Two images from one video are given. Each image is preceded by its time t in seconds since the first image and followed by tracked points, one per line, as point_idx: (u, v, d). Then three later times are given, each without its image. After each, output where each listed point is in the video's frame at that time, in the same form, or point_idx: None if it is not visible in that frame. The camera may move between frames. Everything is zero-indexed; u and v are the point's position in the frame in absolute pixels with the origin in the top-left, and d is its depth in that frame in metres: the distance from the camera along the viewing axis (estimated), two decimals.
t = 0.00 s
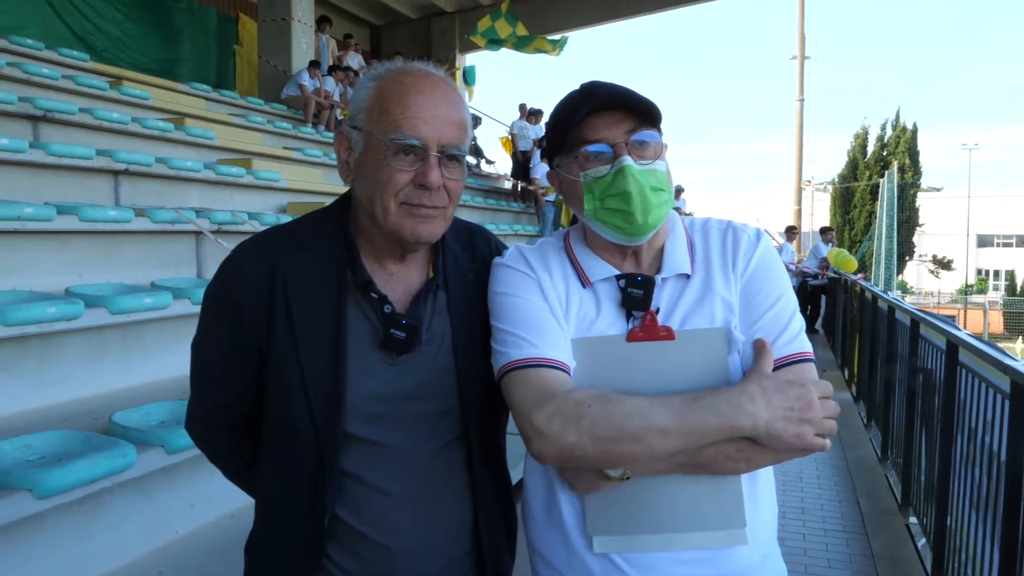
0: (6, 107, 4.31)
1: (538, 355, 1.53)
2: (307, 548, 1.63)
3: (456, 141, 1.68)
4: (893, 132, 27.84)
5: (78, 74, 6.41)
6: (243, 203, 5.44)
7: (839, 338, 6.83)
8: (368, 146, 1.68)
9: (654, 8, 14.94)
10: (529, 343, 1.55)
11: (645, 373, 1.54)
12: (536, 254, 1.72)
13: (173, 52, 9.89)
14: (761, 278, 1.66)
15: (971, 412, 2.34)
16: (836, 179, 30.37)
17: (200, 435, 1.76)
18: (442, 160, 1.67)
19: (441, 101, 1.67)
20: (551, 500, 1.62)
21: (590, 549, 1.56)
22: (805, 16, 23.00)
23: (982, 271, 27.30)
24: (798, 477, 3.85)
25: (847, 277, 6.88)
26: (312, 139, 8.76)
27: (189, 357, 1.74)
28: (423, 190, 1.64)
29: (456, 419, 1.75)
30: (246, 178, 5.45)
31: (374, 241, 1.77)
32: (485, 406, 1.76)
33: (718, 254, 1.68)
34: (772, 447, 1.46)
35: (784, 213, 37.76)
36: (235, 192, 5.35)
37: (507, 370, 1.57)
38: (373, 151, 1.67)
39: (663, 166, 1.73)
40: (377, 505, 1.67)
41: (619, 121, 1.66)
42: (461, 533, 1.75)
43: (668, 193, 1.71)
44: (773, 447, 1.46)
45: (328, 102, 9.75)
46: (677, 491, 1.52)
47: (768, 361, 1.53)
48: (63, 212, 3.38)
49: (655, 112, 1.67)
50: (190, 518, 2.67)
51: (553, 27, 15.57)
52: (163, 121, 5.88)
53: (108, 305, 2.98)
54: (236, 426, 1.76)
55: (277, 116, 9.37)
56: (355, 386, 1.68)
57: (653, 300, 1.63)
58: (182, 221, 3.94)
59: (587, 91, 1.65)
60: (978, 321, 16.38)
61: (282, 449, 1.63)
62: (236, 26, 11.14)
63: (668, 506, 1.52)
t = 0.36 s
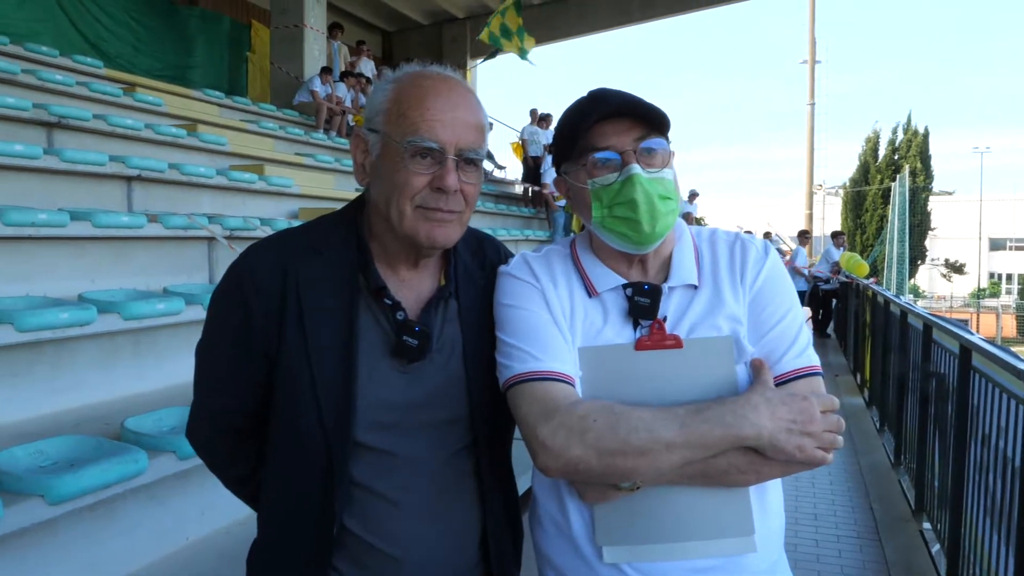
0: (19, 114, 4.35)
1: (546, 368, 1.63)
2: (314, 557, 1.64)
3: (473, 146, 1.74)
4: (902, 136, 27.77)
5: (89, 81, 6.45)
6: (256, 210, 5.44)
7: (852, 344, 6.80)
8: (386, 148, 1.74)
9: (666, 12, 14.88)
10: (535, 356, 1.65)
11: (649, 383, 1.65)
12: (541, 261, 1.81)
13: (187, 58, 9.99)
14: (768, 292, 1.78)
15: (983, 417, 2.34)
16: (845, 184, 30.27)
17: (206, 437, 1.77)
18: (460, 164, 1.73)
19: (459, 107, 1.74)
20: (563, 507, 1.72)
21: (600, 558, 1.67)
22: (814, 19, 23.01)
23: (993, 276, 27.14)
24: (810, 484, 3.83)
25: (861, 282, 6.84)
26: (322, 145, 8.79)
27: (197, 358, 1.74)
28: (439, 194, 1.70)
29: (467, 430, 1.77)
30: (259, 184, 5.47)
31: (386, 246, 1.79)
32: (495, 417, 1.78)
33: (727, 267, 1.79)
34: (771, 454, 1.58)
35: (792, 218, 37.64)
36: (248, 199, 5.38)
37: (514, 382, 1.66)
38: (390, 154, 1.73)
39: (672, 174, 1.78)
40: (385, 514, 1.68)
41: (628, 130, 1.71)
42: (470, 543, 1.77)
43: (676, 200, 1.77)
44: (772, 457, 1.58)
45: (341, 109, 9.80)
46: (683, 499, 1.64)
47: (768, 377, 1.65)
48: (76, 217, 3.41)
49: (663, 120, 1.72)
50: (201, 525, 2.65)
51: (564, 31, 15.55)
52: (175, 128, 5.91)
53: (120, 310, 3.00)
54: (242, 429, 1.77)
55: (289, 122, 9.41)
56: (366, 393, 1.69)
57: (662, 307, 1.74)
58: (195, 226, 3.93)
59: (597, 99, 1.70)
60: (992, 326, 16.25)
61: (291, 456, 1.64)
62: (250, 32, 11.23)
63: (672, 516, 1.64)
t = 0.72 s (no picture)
0: (25, 120, 4.36)
1: (547, 377, 1.64)
2: (326, 560, 1.65)
3: (479, 141, 1.75)
4: (907, 138, 27.68)
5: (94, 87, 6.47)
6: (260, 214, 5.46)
7: (856, 349, 6.77)
8: (393, 144, 1.75)
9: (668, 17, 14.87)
10: (537, 364, 1.66)
11: (652, 391, 1.66)
12: (543, 270, 1.82)
13: (186, 65, 10.01)
14: (770, 298, 1.79)
15: (988, 421, 2.33)
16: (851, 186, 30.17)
17: (211, 439, 1.76)
18: (466, 158, 1.74)
19: (465, 102, 1.75)
20: (566, 512, 1.73)
21: (603, 564, 1.67)
22: (818, 21, 22.96)
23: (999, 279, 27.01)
24: (814, 489, 3.81)
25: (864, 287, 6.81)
26: (327, 150, 8.82)
27: (201, 361, 1.73)
28: (446, 187, 1.71)
29: (474, 432, 1.80)
30: (262, 190, 5.50)
31: (396, 244, 1.80)
32: (502, 420, 1.81)
33: (729, 274, 1.80)
34: (774, 461, 1.57)
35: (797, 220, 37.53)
36: (251, 204, 5.38)
37: (516, 392, 1.68)
38: (397, 149, 1.74)
39: (674, 182, 1.81)
40: (395, 516, 1.71)
41: (630, 136, 1.74)
42: (478, 544, 1.80)
43: (677, 209, 1.79)
44: (774, 463, 1.58)
45: (343, 114, 9.82)
46: (687, 505, 1.64)
47: (771, 385, 1.66)
48: (81, 224, 3.43)
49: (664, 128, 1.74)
50: (208, 526, 2.68)
51: (567, 37, 15.56)
52: (180, 134, 5.94)
53: (126, 316, 3.02)
54: (246, 433, 1.76)
55: (292, 127, 9.42)
56: (376, 394, 1.71)
57: (662, 315, 1.75)
58: (199, 232, 3.99)
59: (600, 105, 1.71)
60: (996, 331, 16.19)
61: (301, 458, 1.65)
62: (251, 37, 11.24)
63: (676, 522, 1.64)
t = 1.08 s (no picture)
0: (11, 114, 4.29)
1: (543, 381, 1.61)
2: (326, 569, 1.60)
3: (481, 137, 1.71)
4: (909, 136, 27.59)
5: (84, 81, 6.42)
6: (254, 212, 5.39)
7: (866, 350, 6.70)
8: (393, 140, 1.71)
9: (670, 11, 14.75)
10: (537, 369, 1.62)
11: (654, 394, 1.61)
12: (543, 272, 1.78)
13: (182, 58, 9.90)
14: (777, 296, 1.74)
15: (1001, 424, 2.29)
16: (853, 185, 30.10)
17: (209, 442, 1.71)
18: (466, 154, 1.69)
19: (466, 97, 1.70)
20: (570, 517, 1.69)
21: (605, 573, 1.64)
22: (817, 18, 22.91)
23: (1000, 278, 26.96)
24: (823, 496, 3.77)
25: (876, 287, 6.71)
26: (321, 145, 8.71)
27: (199, 362, 1.68)
28: (445, 183, 1.67)
29: (477, 436, 1.76)
30: (257, 186, 5.42)
31: (397, 243, 1.75)
32: (503, 422, 1.77)
33: (734, 275, 1.76)
34: (779, 464, 1.53)
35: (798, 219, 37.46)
36: (245, 201, 5.32)
37: (513, 396, 1.64)
38: (397, 145, 1.70)
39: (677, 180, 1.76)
40: (398, 523, 1.66)
41: (631, 133, 1.69)
42: (479, 551, 1.75)
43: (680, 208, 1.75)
44: (780, 466, 1.53)
45: (339, 109, 9.71)
46: (692, 511, 1.60)
47: (778, 385, 1.61)
48: (70, 220, 3.37)
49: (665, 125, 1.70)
50: (199, 535, 2.60)
51: (568, 32, 15.45)
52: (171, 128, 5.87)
53: (116, 315, 2.96)
54: (245, 436, 1.71)
55: (286, 122, 9.32)
56: (379, 396, 1.66)
57: (666, 316, 1.71)
58: (192, 229, 3.91)
59: (601, 103, 1.67)
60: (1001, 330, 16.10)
61: (301, 462, 1.60)
62: (246, 31, 11.15)
63: (680, 530, 1.60)
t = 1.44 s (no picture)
0: None
1: (553, 388, 1.40)
2: None
3: (485, 122, 1.50)
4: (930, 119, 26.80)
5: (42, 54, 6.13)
6: (229, 202, 5.13)
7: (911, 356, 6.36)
8: (386, 127, 1.51)
9: None
10: (543, 374, 1.42)
11: (675, 402, 1.40)
12: (550, 267, 1.57)
13: (147, 29, 9.17)
14: (815, 293, 1.51)
15: None
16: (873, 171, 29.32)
17: (180, 462, 1.52)
18: (467, 142, 1.49)
19: (468, 78, 1.50)
20: (582, 539, 1.50)
21: None
22: None
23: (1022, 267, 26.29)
24: (866, 517, 3.57)
25: (918, 282, 6.18)
26: (305, 126, 8.28)
27: (171, 372, 1.49)
28: (444, 175, 1.47)
29: (478, 451, 1.56)
30: (235, 173, 5.20)
31: (390, 239, 1.56)
32: (506, 437, 1.57)
33: (766, 270, 1.52)
34: (816, 480, 1.33)
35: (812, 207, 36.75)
36: (220, 190, 5.06)
37: (519, 405, 1.43)
38: (390, 132, 1.50)
39: (701, 165, 1.55)
40: (392, 549, 1.46)
41: (647, 113, 1.48)
42: None
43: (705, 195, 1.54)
44: (817, 482, 1.33)
45: (324, 88, 9.14)
46: (719, 533, 1.40)
47: (814, 393, 1.40)
48: (26, 211, 3.15)
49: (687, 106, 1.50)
50: (170, 559, 2.37)
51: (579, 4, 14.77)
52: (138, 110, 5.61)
53: (76, 316, 2.75)
54: (222, 452, 1.53)
55: (267, 102, 8.91)
56: (371, 408, 1.47)
57: (689, 315, 1.48)
58: (161, 221, 3.68)
59: (615, 79, 1.46)
60: None
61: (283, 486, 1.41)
62: None
63: (705, 552, 1.41)
